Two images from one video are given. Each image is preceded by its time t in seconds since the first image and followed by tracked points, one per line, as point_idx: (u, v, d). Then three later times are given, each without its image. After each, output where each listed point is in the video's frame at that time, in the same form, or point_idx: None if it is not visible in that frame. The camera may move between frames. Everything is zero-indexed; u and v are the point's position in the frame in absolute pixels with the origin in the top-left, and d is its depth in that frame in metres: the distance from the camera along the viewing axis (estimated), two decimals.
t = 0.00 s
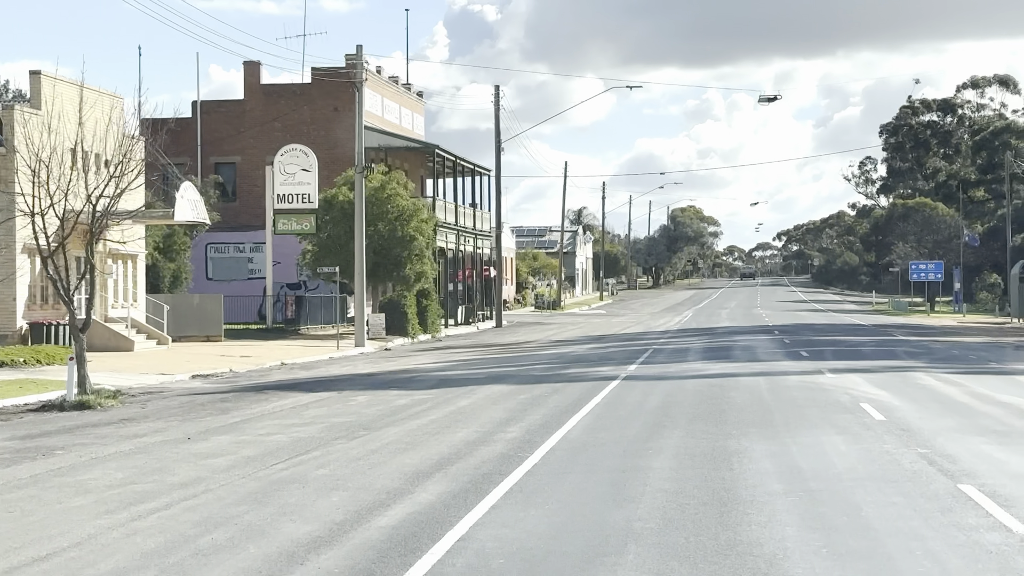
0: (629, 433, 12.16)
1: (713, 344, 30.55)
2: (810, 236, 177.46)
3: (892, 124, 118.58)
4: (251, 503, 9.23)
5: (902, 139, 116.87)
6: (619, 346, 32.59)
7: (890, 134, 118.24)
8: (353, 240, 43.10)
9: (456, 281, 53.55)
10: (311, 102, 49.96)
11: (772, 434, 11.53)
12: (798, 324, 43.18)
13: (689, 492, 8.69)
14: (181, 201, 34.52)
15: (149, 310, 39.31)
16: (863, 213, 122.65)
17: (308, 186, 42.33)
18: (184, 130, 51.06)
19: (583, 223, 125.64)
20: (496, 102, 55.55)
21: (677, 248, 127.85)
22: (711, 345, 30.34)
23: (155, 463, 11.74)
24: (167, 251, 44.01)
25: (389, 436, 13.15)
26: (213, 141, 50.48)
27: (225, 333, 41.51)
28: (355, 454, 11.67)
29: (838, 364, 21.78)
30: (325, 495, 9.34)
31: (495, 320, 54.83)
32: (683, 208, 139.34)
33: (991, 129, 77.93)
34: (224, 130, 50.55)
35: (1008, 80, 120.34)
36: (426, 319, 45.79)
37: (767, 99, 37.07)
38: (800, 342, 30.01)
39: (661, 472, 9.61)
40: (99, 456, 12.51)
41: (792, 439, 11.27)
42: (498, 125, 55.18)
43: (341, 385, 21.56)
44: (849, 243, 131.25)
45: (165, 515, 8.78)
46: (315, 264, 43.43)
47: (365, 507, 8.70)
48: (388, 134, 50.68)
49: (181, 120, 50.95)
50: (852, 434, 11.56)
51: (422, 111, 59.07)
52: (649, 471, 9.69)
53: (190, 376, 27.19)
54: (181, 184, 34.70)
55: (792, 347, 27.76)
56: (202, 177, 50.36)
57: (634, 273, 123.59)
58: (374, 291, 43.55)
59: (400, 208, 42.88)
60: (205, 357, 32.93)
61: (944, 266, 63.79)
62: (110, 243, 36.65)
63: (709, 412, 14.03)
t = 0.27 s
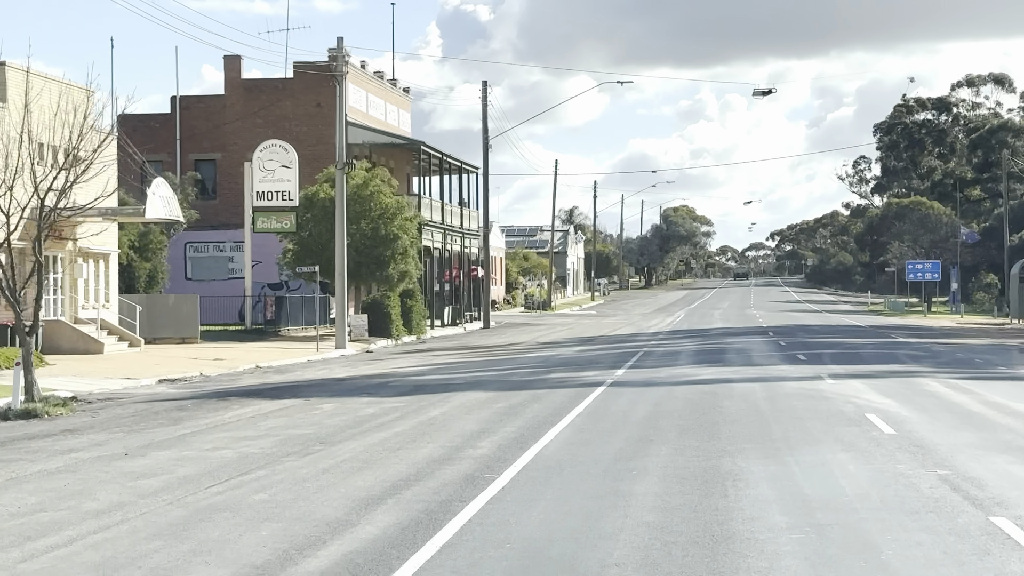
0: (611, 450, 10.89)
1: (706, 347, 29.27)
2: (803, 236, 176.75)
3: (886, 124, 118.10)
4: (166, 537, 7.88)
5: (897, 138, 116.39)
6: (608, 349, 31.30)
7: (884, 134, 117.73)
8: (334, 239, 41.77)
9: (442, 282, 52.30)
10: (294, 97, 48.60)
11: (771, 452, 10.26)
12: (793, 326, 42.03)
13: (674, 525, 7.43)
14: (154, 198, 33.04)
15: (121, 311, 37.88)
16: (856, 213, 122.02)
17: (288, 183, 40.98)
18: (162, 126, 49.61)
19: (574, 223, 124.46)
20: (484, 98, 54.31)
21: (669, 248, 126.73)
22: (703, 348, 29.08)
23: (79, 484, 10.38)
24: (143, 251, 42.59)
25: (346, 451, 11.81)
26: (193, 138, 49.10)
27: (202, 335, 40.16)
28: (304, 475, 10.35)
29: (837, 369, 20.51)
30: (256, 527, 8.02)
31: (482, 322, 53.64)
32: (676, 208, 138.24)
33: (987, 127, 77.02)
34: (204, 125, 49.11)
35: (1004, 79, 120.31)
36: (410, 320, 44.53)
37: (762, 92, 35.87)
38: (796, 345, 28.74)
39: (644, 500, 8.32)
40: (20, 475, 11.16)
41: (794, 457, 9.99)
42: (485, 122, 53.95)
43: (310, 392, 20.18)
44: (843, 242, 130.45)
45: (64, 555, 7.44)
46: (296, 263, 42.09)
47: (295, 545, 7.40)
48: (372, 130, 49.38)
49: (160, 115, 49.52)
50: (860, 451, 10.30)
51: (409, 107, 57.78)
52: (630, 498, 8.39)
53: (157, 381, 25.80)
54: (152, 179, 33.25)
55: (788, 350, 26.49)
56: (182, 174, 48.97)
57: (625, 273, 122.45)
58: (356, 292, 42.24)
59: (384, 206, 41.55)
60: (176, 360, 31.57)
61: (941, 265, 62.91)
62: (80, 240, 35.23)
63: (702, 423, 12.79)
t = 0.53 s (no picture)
0: (591, 471, 9.68)
1: (699, 350, 28.06)
2: (798, 236, 176.03)
3: (880, 123, 117.52)
4: None
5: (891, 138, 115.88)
6: (597, 352, 30.05)
7: (879, 133, 117.16)
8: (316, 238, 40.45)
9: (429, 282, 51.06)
10: (276, 93, 47.27)
11: (770, 475, 9.06)
12: (789, 327, 40.89)
13: (658, 573, 6.20)
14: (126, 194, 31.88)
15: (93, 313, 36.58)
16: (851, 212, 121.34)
17: (267, 180, 39.63)
18: (141, 122, 48.17)
19: (566, 223, 123.31)
20: (472, 94, 53.07)
21: (662, 248, 125.61)
22: (696, 351, 27.85)
23: None
24: (119, 250, 41.10)
25: (296, 470, 10.56)
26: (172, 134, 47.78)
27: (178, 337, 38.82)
28: (242, 500, 9.10)
29: (838, 375, 19.30)
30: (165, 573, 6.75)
31: (470, 323, 52.42)
32: (669, 207, 137.15)
33: (984, 125, 76.05)
34: (184, 121, 47.73)
35: (999, 78, 120.21)
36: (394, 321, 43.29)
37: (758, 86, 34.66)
38: (793, 348, 27.54)
39: (623, 538, 7.07)
40: None
41: (798, 482, 8.78)
42: (474, 118, 52.68)
43: (276, 399, 18.90)
44: (837, 242, 129.62)
45: None
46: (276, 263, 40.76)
47: None
48: (356, 126, 48.08)
49: (138, 111, 48.09)
50: (872, 474, 9.07)
51: (396, 103, 56.48)
52: (606, 535, 7.14)
53: (121, 386, 24.47)
54: (124, 176, 32.20)
55: (785, 354, 25.28)
56: (161, 171, 47.61)
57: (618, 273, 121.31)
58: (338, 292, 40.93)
59: (367, 204, 40.28)
60: (147, 363, 30.25)
61: (938, 265, 61.99)
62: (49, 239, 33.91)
63: (692, 437, 11.58)
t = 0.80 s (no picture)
0: (561, 504, 8.25)
1: (691, 354, 26.67)
2: (791, 237, 174.95)
3: (875, 122, 116.52)
4: None
5: (886, 137, 114.93)
6: (585, 356, 28.61)
7: (873, 132, 116.22)
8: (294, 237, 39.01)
9: (413, 282, 49.64)
10: (255, 88, 45.81)
11: (773, 510, 7.65)
12: (785, 329, 39.53)
13: None
14: (89, 191, 30.30)
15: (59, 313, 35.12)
16: (845, 213, 120.38)
17: (243, 177, 38.10)
18: (115, 118, 46.54)
19: (558, 222, 121.98)
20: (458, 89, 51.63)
21: (655, 248, 124.31)
22: (688, 355, 26.40)
23: None
24: (88, 250, 39.76)
25: (223, 500, 9.08)
26: (148, 131, 46.19)
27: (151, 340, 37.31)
28: (146, 541, 7.63)
29: (842, 382, 17.86)
30: None
31: (457, 325, 50.95)
32: (661, 207, 135.88)
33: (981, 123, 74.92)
34: (160, 117, 46.18)
35: (995, 75, 121.36)
36: (377, 323, 41.93)
37: (754, 78, 33.26)
38: (791, 352, 26.11)
39: None
40: None
41: (806, 520, 7.37)
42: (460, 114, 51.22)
43: (233, 409, 17.45)
44: (832, 242, 128.48)
45: None
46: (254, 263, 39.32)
47: None
48: (339, 122, 46.66)
49: (113, 107, 46.50)
50: (897, 510, 7.68)
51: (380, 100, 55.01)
52: None
53: (76, 394, 22.96)
54: (89, 171, 30.57)
55: (782, 359, 23.84)
56: (136, 168, 46.06)
57: (609, 273, 120.02)
58: (318, 293, 39.53)
59: (347, 201, 38.81)
60: (111, 368, 28.74)
61: (935, 265, 60.90)
62: (11, 237, 32.39)
63: (682, 459, 10.16)
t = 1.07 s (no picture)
0: (530, 543, 7.05)
1: (684, 358, 25.45)
2: (787, 237, 174.07)
3: (870, 121, 115.63)
4: None
5: (882, 136, 114.14)
6: (574, 359, 27.37)
7: (869, 132, 115.37)
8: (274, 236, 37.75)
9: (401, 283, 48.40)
10: (238, 84, 44.56)
11: (777, 555, 6.44)
12: (782, 331, 38.36)
13: None
14: (57, 188, 29.00)
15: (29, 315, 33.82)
16: (841, 212, 119.44)
17: (221, 174, 36.74)
18: (93, 115, 45.22)
19: (551, 222, 120.79)
20: (447, 86, 50.40)
21: (649, 248, 123.18)
22: (681, 360, 25.16)
23: None
24: (62, 250, 38.45)
25: (139, 536, 7.82)
26: (127, 128, 44.90)
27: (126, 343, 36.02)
28: None
29: (847, 391, 16.61)
30: None
31: (445, 326, 49.70)
32: (656, 207, 134.78)
33: (979, 122, 74.02)
34: (140, 114, 44.88)
35: (993, 74, 121.75)
36: (361, 325, 40.68)
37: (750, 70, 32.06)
38: (789, 356, 24.88)
39: None
40: None
41: (818, 569, 6.14)
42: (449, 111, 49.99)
43: (189, 419, 16.16)
44: (828, 243, 127.61)
45: None
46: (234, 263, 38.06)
47: None
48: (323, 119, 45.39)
49: (91, 104, 45.17)
50: (925, 553, 6.46)
51: (367, 96, 53.76)
52: None
53: (33, 401, 21.65)
54: (57, 167, 29.19)
55: (780, 363, 22.60)
56: (114, 166, 44.75)
57: (603, 274, 118.86)
58: (300, 294, 38.26)
59: (330, 199, 37.53)
60: (78, 373, 27.44)
61: (934, 265, 60.17)
62: None
63: (672, 484, 8.97)
